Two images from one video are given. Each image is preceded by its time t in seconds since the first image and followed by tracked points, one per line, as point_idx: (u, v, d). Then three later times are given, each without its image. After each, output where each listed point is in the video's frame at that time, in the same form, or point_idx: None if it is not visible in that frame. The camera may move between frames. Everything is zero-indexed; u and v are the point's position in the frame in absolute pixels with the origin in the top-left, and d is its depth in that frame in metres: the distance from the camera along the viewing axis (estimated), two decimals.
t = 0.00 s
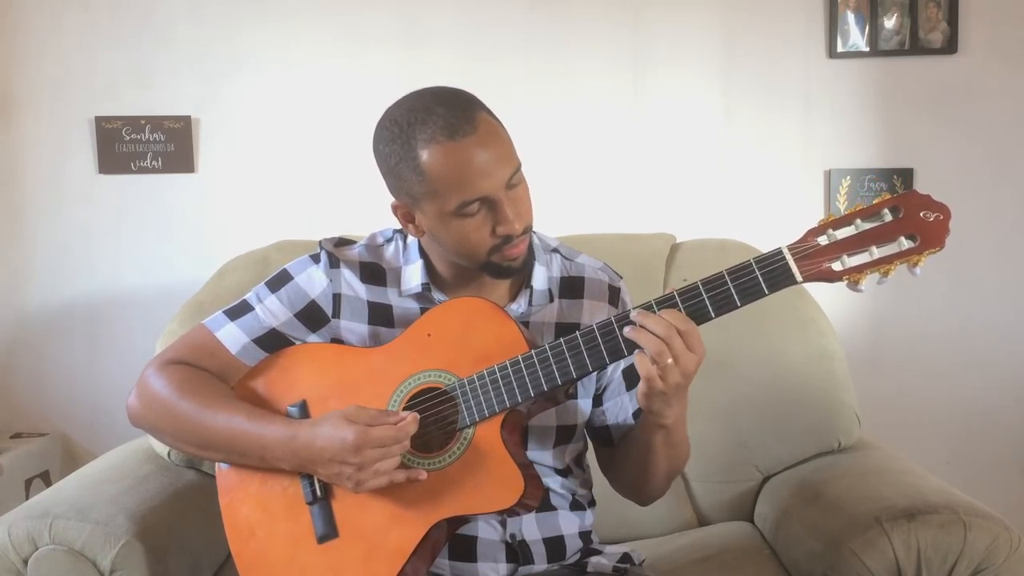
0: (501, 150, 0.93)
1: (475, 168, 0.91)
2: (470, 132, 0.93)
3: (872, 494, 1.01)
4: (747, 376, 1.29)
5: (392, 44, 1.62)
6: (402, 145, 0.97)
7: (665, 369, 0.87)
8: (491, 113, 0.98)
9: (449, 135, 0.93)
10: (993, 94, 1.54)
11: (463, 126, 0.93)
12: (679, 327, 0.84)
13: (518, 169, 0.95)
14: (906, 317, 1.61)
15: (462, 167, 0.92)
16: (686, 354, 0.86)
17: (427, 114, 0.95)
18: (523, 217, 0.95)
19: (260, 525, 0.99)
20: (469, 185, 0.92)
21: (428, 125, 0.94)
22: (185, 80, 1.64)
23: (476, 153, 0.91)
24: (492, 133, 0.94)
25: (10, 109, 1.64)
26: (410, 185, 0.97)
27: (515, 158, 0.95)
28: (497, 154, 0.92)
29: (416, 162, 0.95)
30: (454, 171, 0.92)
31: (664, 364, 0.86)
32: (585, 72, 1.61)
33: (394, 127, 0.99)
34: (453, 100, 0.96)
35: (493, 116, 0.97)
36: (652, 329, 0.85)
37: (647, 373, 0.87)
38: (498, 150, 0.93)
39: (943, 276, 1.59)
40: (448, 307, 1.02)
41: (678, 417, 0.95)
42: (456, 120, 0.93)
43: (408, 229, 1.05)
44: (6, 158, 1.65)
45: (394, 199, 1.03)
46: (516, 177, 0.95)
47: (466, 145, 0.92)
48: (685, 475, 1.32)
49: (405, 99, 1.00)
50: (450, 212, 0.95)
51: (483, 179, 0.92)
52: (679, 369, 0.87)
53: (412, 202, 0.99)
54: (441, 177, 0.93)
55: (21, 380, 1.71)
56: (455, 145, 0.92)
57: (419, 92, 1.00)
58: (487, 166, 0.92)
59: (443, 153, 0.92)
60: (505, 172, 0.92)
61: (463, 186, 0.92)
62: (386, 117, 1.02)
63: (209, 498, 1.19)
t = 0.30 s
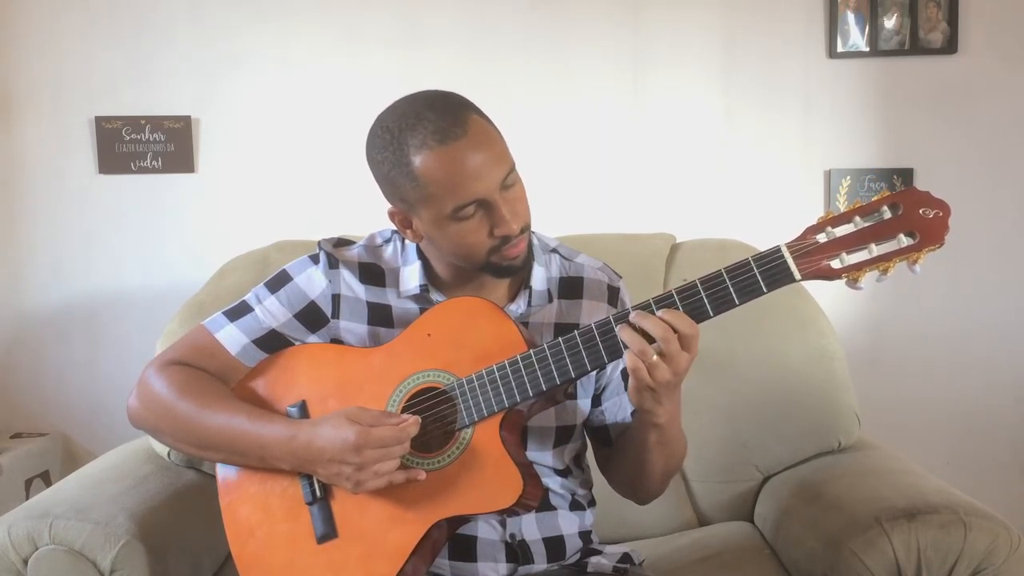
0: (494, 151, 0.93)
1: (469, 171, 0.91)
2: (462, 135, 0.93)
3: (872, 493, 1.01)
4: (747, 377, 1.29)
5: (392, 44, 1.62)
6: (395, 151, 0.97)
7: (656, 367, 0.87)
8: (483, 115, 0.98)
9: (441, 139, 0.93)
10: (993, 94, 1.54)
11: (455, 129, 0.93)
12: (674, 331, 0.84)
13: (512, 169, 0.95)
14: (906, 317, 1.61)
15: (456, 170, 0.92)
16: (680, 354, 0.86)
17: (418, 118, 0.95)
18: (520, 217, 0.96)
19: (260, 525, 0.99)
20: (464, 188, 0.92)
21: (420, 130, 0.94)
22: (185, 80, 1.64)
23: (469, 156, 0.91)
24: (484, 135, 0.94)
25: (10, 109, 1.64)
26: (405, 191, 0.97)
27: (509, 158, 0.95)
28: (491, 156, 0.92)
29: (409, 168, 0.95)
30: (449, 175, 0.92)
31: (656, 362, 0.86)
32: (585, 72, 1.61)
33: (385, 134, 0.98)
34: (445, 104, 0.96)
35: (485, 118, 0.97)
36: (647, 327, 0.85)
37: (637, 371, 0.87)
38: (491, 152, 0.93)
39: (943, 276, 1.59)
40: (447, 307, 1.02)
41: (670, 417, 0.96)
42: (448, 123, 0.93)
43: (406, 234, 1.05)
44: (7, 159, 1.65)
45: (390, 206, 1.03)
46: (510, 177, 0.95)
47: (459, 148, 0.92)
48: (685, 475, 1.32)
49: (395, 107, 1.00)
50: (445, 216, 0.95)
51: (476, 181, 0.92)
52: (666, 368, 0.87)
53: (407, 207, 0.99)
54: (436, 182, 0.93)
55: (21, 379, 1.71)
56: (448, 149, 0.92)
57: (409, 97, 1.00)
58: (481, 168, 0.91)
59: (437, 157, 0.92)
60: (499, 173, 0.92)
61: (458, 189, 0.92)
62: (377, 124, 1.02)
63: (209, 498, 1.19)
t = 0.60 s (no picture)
0: (495, 153, 0.93)
1: (468, 172, 0.91)
2: (463, 135, 0.93)
3: (872, 493, 1.01)
4: (747, 377, 1.29)
5: (393, 44, 1.62)
6: (396, 150, 0.97)
7: (654, 369, 0.87)
8: (485, 115, 0.98)
9: (442, 139, 0.93)
10: (993, 94, 1.54)
11: (456, 130, 0.93)
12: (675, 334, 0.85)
13: (513, 172, 0.95)
14: (906, 317, 1.61)
15: (455, 171, 0.92)
16: (678, 358, 0.86)
17: (420, 118, 0.95)
18: (518, 220, 0.95)
19: (260, 525, 0.99)
20: (463, 189, 0.92)
21: (421, 129, 0.94)
22: (185, 80, 1.64)
23: (469, 156, 0.91)
24: (485, 136, 0.93)
25: (10, 109, 1.64)
26: (404, 190, 0.97)
27: (510, 160, 0.95)
28: (491, 157, 0.92)
29: (410, 166, 0.95)
30: (448, 175, 0.92)
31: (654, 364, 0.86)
32: (585, 72, 1.61)
33: (387, 131, 0.99)
34: (446, 104, 0.96)
35: (487, 119, 0.97)
36: (645, 328, 0.86)
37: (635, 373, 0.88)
38: (492, 153, 0.92)
39: (943, 276, 1.59)
40: (447, 308, 1.02)
41: (667, 420, 0.96)
42: (448, 123, 0.93)
43: (405, 232, 1.05)
44: (7, 159, 1.65)
45: (389, 204, 1.03)
46: (510, 179, 0.94)
47: (460, 148, 0.92)
48: (685, 475, 1.32)
49: (400, 103, 1.00)
50: (444, 216, 0.95)
51: (477, 183, 0.92)
52: (666, 370, 0.87)
53: (407, 205, 0.99)
54: (435, 182, 0.93)
55: (21, 379, 1.71)
56: (448, 149, 0.92)
57: (411, 96, 1.00)
58: (481, 169, 0.91)
59: (437, 157, 0.92)
60: (498, 175, 0.92)
61: (457, 190, 0.92)
62: (379, 121, 1.02)
63: (208, 497, 1.19)
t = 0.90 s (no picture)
0: (497, 152, 0.93)
1: (472, 172, 0.91)
2: (465, 136, 0.93)
3: (872, 493, 1.00)
4: (747, 377, 1.29)
5: (393, 44, 1.62)
6: (398, 152, 0.97)
7: (653, 381, 0.87)
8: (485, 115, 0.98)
9: (444, 140, 0.93)
10: (993, 94, 1.54)
11: (458, 131, 0.93)
12: (664, 341, 0.85)
13: (516, 170, 0.95)
14: (907, 316, 1.61)
15: (460, 171, 0.92)
16: (674, 366, 0.86)
17: (422, 119, 0.95)
18: (524, 217, 0.95)
19: (260, 525, 0.99)
20: (468, 189, 0.92)
21: (423, 131, 0.94)
22: (185, 80, 1.64)
23: (473, 156, 0.91)
24: (487, 136, 0.94)
25: (10, 109, 1.64)
26: (409, 193, 0.97)
27: (512, 159, 0.95)
28: (494, 157, 0.92)
29: (413, 169, 0.95)
30: (453, 176, 0.92)
31: (652, 376, 0.87)
32: (585, 72, 1.61)
33: (389, 135, 0.98)
34: (447, 105, 0.96)
35: (488, 119, 0.97)
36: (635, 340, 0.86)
37: (634, 387, 0.88)
38: (495, 152, 0.93)
39: (943, 276, 1.59)
40: (447, 308, 1.02)
41: (666, 423, 0.97)
42: (450, 124, 0.93)
43: (409, 234, 1.05)
44: (7, 158, 1.65)
45: (394, 207, 1.03)
46: (514, 178, 0.95)
47: (463, 148, 0.92)
48: (685, 475, 1.32)
49: (399, 107, 1.00)
50: (451, 217, 0.95)
51: (481, 183, 0.92)
52: (664, 379, 0.87)
53: (412, 208, 0.99)
54: (440, 183, 0.93)
55: (21, 380, 1.71)
56: (451, 150, 0.92)
57: (412, 97, 1.00)
58: (485, 169, 0.92)
59: (440, 158, 0.92)
60: (502, 174, 0.93)
61: (462, 190, 0.92)
62: (380, 125, 1.02)
63: (208, 497, 1.19)
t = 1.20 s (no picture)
0: (495, 153, 0.93)
1: (467, 172, 0.91)
2: (463, 135, 0.93)
3: (872, 493, 1.01)
4: (748, 376, 1.29)
5: (393, 44, 1.62)
6: (396, 150, 0.97)
7: (662, 381, 0.87)
8: (485, 115, 0.98)
9: (442, 139, 0.93)
10: (993, 94, 1.54)
11: (455, 130, 0.93)
12: (670, 339, 0.85)
13: (513, 172, 0.95)
14: (907, 316, 1.61)
15: (455, 171, 0.92)
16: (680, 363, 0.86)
17: (420, 118, 0.95)
18: (519, 220, 0.95)
19: (260, 524, 0.99)
20: (463, 189, 0.92)
21: (420, 129, 0.94)
22: (185, 80, 1.64)
23: (469, 157, 0.91)
24: (485, 136, 0.93)
25: (10, 109, 1.64)
26: (405, 190, 0.97)
27: (510, 160, 0.95)
28: (491, 158, 0.92)
29: (410, 167, 0.95)
30: (448, 175, 0.92)
31: (661, 376, 0.86)
32: (585, 72, 1.61)
33: (387, 132, 0.99)
34: (447, 104, 0.96)
35: (487, 119, 0.97)
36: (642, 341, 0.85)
37: (644, 387, 0.87)
38: (492, 153, 0.92)
39: (943, 276, 1.59)
40: (448, 307, 1.02)
41: (664, 421, 0.97)
42: (448, 124, 0.93)
43: (407, 234, 1.05)
44: (7, 158, 1.65)
45: (391, 205, 1.03)
46: (511, 179, 0.94)
47: (460, 148, 0.92)
48: (685, 475, 1.32)
49: (400, 105, 1.00)
50: (445, 216, 0.95)
51: (476, 183, 0.92)
52: (672, 377, 0.87)
53: (408, 205, 0.99)
54: (435, 182, 0.93)
55: (21, 379, 1.71)
56: (448, 149, 0.92)
57: (412, 96, 1.00)
58: (481, 170, 0.91)
59: (437, 157, 0.93)
60: (499, 176, 0.92)
61: (457, 190, 0.92)
62: (380, 122, 1.02)
63: (208, 497, 1.19)
